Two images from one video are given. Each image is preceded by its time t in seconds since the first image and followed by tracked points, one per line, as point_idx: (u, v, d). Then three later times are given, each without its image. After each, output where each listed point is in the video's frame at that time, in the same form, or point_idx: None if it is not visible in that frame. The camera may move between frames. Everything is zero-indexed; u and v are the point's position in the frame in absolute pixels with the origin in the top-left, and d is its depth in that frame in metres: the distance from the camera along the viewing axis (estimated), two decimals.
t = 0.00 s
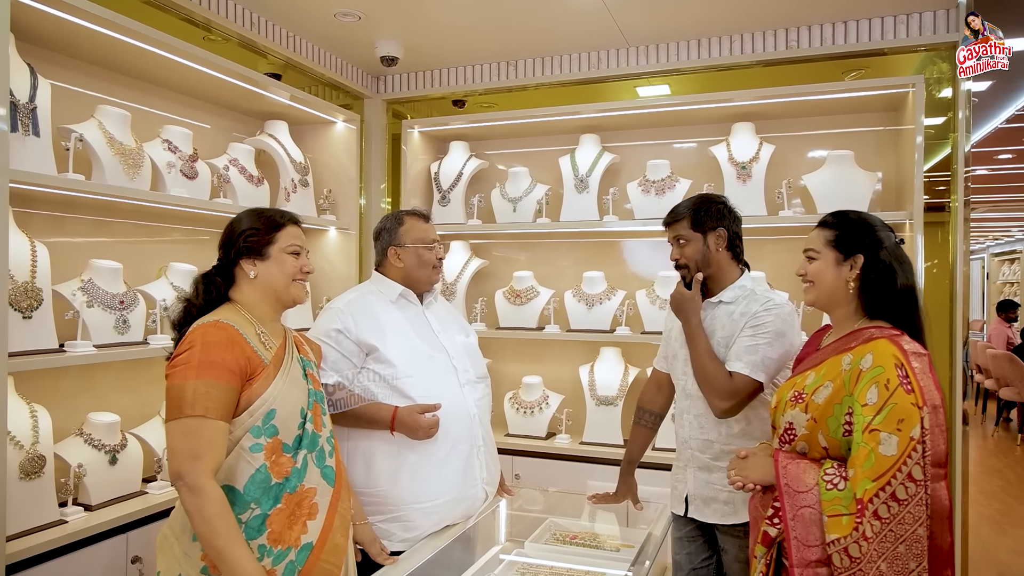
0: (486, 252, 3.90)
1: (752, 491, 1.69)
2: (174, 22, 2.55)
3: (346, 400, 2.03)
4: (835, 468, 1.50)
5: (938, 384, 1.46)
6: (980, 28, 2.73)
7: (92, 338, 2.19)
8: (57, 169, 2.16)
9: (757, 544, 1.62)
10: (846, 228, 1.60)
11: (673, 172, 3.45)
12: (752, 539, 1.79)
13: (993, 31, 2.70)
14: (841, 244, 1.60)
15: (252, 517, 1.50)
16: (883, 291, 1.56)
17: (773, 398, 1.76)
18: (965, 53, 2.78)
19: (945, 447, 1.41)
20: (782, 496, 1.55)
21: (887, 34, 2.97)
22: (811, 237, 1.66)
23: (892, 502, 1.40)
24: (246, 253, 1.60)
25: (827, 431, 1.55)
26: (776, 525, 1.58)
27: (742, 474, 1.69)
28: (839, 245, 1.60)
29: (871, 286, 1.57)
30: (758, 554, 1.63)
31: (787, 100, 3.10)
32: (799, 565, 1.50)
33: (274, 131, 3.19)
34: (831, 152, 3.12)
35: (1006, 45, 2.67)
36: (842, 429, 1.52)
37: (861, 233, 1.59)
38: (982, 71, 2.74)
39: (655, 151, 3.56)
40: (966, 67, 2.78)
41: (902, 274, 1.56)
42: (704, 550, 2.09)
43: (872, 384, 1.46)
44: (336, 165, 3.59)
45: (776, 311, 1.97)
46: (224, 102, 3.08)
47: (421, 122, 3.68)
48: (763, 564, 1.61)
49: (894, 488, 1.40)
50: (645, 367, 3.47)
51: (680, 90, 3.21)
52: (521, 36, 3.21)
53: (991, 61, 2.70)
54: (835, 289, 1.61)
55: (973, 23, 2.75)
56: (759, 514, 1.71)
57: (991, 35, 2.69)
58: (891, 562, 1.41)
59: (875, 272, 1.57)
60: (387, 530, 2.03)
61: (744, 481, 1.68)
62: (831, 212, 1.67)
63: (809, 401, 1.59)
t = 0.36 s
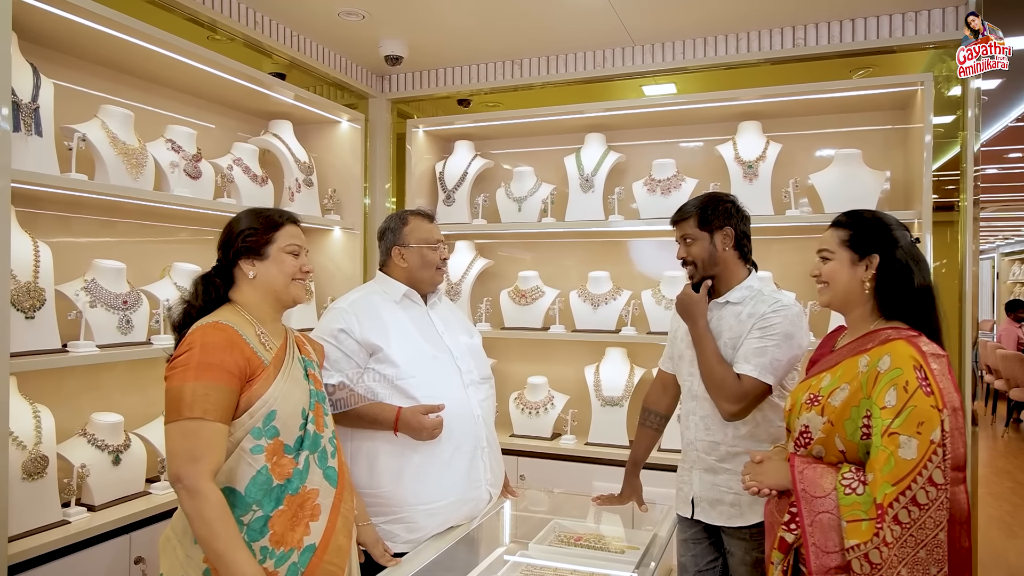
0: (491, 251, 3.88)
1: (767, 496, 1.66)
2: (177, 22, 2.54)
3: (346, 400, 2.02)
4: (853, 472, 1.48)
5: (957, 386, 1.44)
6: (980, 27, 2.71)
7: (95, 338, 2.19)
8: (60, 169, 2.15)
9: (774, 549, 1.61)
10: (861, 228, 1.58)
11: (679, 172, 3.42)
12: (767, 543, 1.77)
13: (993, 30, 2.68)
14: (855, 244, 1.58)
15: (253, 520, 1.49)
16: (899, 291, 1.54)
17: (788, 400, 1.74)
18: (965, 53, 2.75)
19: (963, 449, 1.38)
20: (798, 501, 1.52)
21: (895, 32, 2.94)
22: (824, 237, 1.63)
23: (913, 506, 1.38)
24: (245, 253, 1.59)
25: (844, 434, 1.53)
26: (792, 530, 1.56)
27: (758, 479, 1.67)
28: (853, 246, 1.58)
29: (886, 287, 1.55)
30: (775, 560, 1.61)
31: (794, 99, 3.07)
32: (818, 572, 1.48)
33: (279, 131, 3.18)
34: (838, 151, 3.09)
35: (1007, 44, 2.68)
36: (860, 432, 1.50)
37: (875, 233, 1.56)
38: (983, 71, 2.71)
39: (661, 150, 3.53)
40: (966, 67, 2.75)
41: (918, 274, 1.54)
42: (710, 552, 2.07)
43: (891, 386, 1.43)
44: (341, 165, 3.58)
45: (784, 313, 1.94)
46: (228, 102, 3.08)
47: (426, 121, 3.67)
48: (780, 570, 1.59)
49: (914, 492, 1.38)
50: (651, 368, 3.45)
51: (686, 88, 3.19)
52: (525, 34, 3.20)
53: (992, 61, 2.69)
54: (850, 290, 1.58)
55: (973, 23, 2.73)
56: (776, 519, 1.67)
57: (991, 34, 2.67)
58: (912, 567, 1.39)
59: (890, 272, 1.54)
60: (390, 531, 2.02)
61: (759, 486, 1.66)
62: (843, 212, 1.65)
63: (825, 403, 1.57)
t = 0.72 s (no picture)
0: (496, 251, 3.86)
1: (776, 499, 1.64)
2: (179, 21, 2.53)
3: (346, 400, 1.97)
4: (863, 476, 1.45)
5: (971, 388, 1.41)
6: (979, 27, 2.69)
7: (96, 338, 2.18)
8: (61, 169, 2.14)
9: (782, 553, 1.59)
10: (871, 226, 1.55)
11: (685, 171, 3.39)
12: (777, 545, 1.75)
13: (992, 31, 2.65)
14: (865, 243, 1.55)
15: (252, 522, 1.47)
16: (912, 291, 1.51)
17: (797, 401, 1.71)
18: (965, 53, 2.75)
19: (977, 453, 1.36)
20: (808, 506, 1.50)
21: (903, 29, 2.90)
22: (834, 237, 1.60)
23: (924, 511, 1.35)
24: (240, 254, 1.58)
25: (854, 437, 1.50)
26: (802, 534, 1.55)
27: (766, 481, 1.64)
28: (863, 245, 1.55)
29: (898, 287, 1.53)
30: (783, 564, 1.59)
31: (801, 97, 3.04)
32: None
33: (282, 130, 3.17)
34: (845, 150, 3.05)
35: (1006, 44, 2.64)
36: (870, 435, 1.47)
37: (887, 231, 1.54)
38: (982, 71, 2.70)
39: (666, 149, 3.50)
40: (966, 67, 2.74)
41: (931, 272, 1.51)
42: (715, 555, 2.04)
43: (902, 388, 1.41)
44: (344, 165, 3.56)
45: (791, 313, 1.91)
46: (231, 101, 3.07)
47: (430, 120, 3.65)
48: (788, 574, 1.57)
49: (925, 496, 1.35)
50: (656, 369, 3.42)
51: (692, 87, 3.16)
52: (529, 33, 3.17)
53: (991, 62, 2.67)
54: (862, 290, 1.56)
55: (973, 23, 2.71)
56: (785, 522, 1.66)
57: (990, 35, 2.65)
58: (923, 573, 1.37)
59: (903, 271, 1.52)
60: (391, 533, 2.00)
61: (768, 489, 1.63)
62: (853, 211, 1.62)
63: (834, 404, 1.55)
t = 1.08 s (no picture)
0: (498, 251, 3.84)
1: (777, 501, 1.62)
2: (180, 21, 2.53)
3: (346, 400, 1.90)
4: (864, 478, 1.42)
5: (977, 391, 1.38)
6: (980, 27, 2.67)
7: (95, 339, 2.18)
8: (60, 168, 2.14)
9: (783, 556, 1.57)
10: (878, 225, 1.53)
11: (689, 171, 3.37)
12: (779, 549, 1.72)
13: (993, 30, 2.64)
14: (872, 242, 1.52)
15: (245, 525, 1.46)
16: (919, 291, 1.48)
17: (800, 403, 1.69)
18: (965, 53, 2.73)
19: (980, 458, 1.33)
20: (809, 509, 1.48)
21: (909, 26, 2.87)
22: (840, 236, 1.58)
23: (925, 516, 1.33)
24: (234, 256, 1.56)
25: (856, 439, 1.47)
26: (802, 537, 1.52)
27: (767, 483, 1.62)
28: (869, 244, 1.52)
29: (905, 286, 1.50)
30: (784, 567, 1.56)
31: (806, 95, 3.01)
32: None
33: (284, 130, 3.16)
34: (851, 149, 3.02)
35: (1006, 44, 2.65)
36: (872, 437, 1.44)
37: (893, 231, 1.51)
38: (983, 70, 2.69)
39: (670, 149, 3.48)
40: (966, 67, 2.73)
41: (939, 273, 1.48)
42: (718, 559, 2.02)
43: (905, 390, 1.38)
44: (346, 164, 3.55)
45: (795, 314, 1.89)
46: (233, 101, 3.06)
47: (433, 120, 3.64)
48: None
49: (927, 501, 1.32)
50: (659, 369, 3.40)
51: (696, 85, 3.14)
52: (532, 31, 3.15)
53: (991, 61, 2.66)
54: (868, 290, 1.53)
55: (973, 23, 2.68)
56: (786, 525, 1.63)
57: (991, 35, 2.64)
58: None
59: (909, 271, 1.49)
60: (390, 535, 1.97)
61: (769, 490, 1.61)
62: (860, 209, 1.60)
63: (837, 406, 1.52)
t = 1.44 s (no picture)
0: (501, 252, 3.83)
1: (775, 505, 1.60)
2: (179, 21, 2.52)
3: (346, 399, 1.93)
4: (862, 482, 1.41)
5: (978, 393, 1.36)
6: (980, 27, 2.64)
7: (94, 340, 2.17)
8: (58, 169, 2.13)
9: (781, 562, 1.55)
10: (878, 224, 1.50)
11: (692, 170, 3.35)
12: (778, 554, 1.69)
13: (992, 30, 2.62)
14: (873, 242, 1.50)
15: (240, 526, 1.44)
16: (920, 292, 1.46)
17: (799, 405, 1.67)
18: (965, 53, 2.70)
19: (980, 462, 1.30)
20: (807, 513, 1.46)
21: (914, 24, 2.84)
22: (840, 236, 1.56)
23: (926, 521, 1.31)
24: (231, 258, 1.55)
25: (855, 442, 1.45)
26: (801, 542, 1.51)
27: (764, 487, 1.60)
28: (869, 244, 1.50)
29: (906, 287, 1.48)
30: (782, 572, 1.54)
31: (810, 94, 2.99)
32: None
33: (285, 130, 3.15)
34: (856, 148, 2.99)
35: (1006, 44, 2.62)
36: (871, 440, 1.42)
37: (894, 231, 1.49)
38: (982, 70, 2.66)
39: (673, 148, 3.46)
40: (966, 67, 2.71)
41: (940, 272, 1.46)
42: (719, 563, 2.00)
43: (904, 392, 1.36)
44: (348, 165, 3.54)
45: (796, 314, 1.87)
46: (233, 101, 3.05)
47: (434, 120, 3.62)
48: None
49: (927, 506, 1.30)
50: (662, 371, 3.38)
51: (699, 85, 3.11)
52: (533, 30, 3.13)
53: (991, 61, 2.63)
54: (868, 290, 1.51)
55: (973, 23, 2.65)
56: (783, 530, 1.61)
57: (991, 34, 2.61)
58: None
59: (910, 271, 1.47)
60: (388, 537, 1.96)
61: (766, 494, 1.59)
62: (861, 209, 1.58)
63: (835, 408, 1.50)
